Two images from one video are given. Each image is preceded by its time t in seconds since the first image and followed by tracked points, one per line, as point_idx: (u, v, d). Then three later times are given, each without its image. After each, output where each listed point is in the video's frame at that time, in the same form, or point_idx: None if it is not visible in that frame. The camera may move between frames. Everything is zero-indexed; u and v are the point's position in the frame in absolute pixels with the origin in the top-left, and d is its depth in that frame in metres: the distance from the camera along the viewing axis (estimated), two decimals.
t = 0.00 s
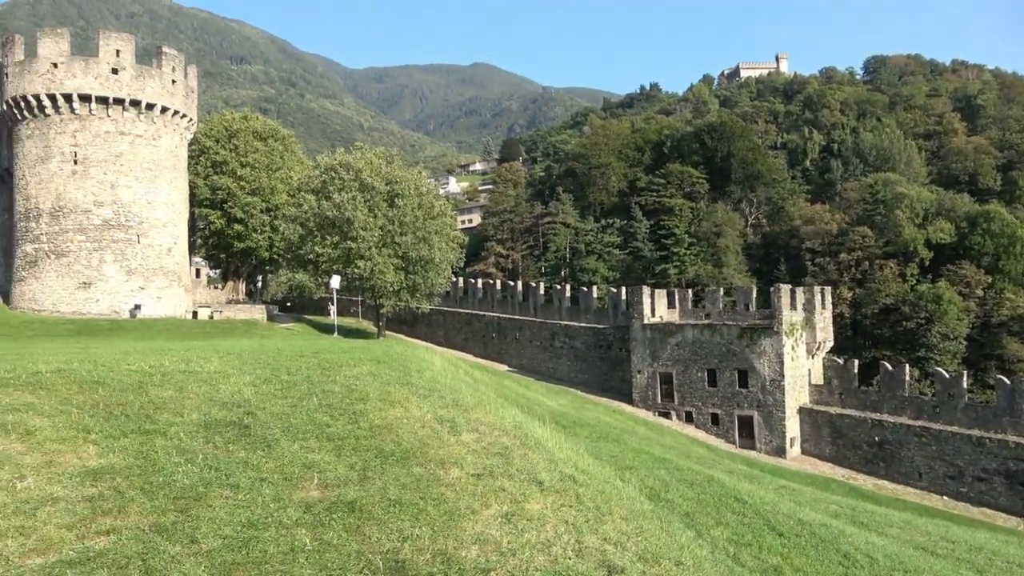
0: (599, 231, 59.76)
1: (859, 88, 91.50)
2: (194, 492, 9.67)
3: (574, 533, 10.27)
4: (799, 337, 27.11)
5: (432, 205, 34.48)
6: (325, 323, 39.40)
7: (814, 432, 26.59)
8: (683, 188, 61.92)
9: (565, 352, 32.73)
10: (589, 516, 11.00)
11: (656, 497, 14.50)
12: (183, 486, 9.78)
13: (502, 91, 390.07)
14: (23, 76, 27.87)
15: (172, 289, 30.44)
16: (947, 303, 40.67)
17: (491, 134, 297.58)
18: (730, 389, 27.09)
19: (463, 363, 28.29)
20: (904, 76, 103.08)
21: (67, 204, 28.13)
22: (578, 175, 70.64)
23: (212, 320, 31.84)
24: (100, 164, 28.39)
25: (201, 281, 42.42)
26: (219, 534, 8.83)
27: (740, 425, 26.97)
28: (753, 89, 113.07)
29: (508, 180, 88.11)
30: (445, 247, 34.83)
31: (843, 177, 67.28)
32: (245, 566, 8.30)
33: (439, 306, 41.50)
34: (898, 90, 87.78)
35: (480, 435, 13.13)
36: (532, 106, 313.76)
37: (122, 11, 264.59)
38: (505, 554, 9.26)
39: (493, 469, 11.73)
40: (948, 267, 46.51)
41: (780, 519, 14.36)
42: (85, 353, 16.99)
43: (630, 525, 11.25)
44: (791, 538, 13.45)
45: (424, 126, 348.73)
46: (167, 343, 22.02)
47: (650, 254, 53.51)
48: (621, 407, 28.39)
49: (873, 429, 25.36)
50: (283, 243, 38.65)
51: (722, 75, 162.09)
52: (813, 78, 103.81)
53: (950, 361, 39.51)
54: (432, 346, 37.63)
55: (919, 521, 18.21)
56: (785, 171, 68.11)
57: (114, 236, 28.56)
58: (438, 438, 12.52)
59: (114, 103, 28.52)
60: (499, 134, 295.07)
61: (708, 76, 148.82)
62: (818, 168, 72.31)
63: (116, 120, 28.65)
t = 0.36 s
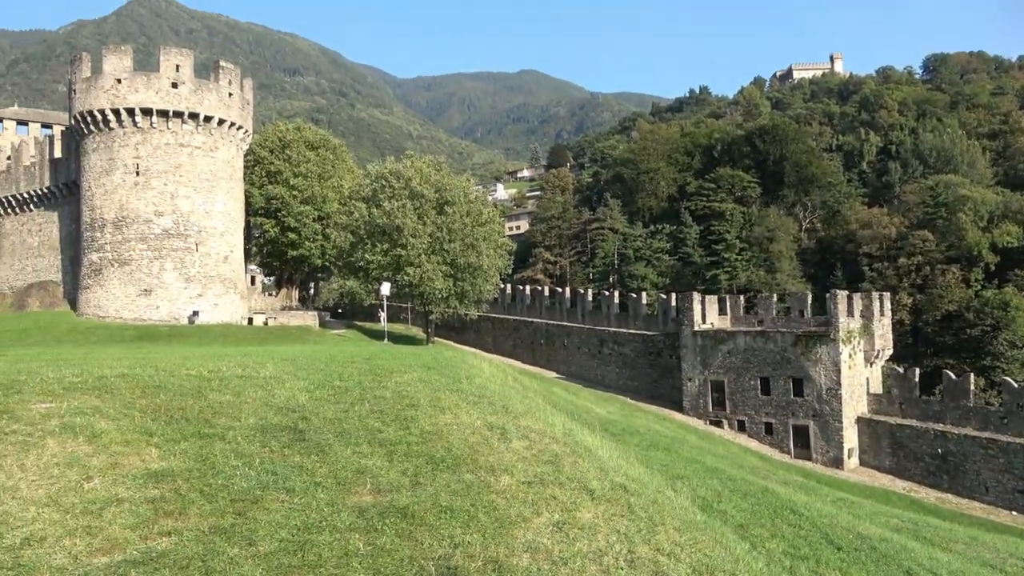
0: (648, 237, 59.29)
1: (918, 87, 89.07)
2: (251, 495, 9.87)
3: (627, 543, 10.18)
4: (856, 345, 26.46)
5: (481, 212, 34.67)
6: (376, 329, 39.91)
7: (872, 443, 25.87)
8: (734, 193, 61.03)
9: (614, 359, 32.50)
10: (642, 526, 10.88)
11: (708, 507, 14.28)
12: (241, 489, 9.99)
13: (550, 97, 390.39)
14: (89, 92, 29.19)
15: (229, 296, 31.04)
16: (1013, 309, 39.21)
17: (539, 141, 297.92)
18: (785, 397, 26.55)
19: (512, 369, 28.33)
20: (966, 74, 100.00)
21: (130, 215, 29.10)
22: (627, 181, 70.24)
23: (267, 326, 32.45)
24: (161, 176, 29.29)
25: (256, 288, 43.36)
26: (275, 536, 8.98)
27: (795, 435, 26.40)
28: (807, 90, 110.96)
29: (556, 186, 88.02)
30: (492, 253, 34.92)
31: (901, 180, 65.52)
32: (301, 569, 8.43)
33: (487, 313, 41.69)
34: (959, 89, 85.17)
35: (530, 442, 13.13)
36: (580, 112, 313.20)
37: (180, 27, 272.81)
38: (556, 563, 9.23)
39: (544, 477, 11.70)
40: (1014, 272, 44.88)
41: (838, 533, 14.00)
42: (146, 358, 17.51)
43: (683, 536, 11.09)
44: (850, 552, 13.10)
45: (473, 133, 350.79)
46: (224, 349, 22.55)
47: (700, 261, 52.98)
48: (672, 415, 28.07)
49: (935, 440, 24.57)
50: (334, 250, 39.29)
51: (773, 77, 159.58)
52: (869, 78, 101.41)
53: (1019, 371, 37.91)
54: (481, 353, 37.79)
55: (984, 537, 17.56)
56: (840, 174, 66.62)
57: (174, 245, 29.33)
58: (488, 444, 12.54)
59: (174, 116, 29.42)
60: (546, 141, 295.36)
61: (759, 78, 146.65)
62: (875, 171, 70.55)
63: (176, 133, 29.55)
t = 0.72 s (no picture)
0: (699, 242, 58.56)
1: (981, 85, 86.25)
2: (308, 498, 10.03)
3: (682, 553, 10.06)
4: (918, 352, 25.71)
5: (529, 219, 34.74)
6: (426, 335, 40.23)
7: (936, 454, 25.06)
8: (788, 196, 59.86)
9: (664, 365, 32.10)
10: (697, 536, 10.74)
11: (764, 518, 14.02)
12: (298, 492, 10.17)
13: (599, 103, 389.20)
14: (152, 106, 30.22)
15: (284, 303, 31.57)
16: None
17: (588, 146, 297.12)
18: (842, 406, 25.90)
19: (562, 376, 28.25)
20: None
21: (189, 224, 29.96)
22: (677, 185, 69.53)
23: (320, 331, 32.96)
24: (219, 186, 30.09)
25: (309, 294, 44.10)
26: (332, 539, 9.12)
27: (854, 445, 25.70)
28: (863, 90, 108.42)
29: (604, 192, 87.58)
30: (541, 259, 34.88)
31: (963, 181, 63.48)
32: (357, 573, 8.53)
33: (536, 319, 41.67)
34: None
35: (582, 449, 13.06)
36: (629, 116, 311.44)
37: (236, 41, 280.04)
38: (611, 572, 9.17)
39: (597, 484, 11.64)
40: None
41: (902, 547, 13.60)
42: (206, 363, 17.95)
43: (740, 547, 10.90)
44: (914, 567, 12.71)
45: (522, 140, 351.52)
46: (279, 354, 23.01)
47: (752, 265, 51.46)
48: (725, 423, 27.60)
49: (1003, 452, 23.69)
50: (385, 257, 39.73)
51: (828, 77, 156.07)
52: (929, 76, 98.61)
53: None
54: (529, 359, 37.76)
55: None
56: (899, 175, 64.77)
57: (231, 253, 30.07)
58: (540, 451, 12.53)
59: (231, 128, 30.22)
60: (595, 146, 294.26)
61: (813, 78, 143.59)
62: (936, 172, 68.50)
63: (233, 144, 30.32)
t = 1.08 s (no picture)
0: (748, 247, 57.70)
1: None
2: (358, 501, 10.13)
3: (734, 566, 9.90)
4: (979, 361, 24.88)
5: (576, 224, 34.64)
6: (472, 340, 40.39)
7: (998, 467, 24.20)
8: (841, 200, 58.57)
9: (713, 373, 31.63)
10: (750, 548, 10.55)
11: (817, 530, 13.71)
12: (348, 495, 10.28)
13: (646, 107, 386.69)
14: (208, 116, 31.05)
15: (334, 307, 32.00)
16: None
17: (635, 151, 295.31)
18: (899, 417, 25.21)
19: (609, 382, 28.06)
20: None
21: (243, 230, 30.63)
22: (725, 190, 68.65)
23: (369, 336, 33.31)
24: (271, 193, 30.71)
25: (357, 298, 44.66)
26: (381, 543, 9.20)
27: (911, 456, 24.96)
28: (921, 91, 105.60)
29: (652, 197, 86.95)
30: (588, 265, 34.71)
31: None
32: None
33: (581, 325, 41.56)
34: None
35: (630, 457, 12.93)
36: (677, 120, 308.56)
37: (288, 51, 285.94)
38: None
39: (645, 493, 11.51)
40: None
41: (964, 564, 13.15)
42: (259, 366, 18.30)
43: (794, 561, 10.66)
44: None
45: (568, 145, 351.21)
46: (329, 359, 23.33)
47: (804, 272, 50.59)
48: (776, 432, 27.08)
49: None
50: (432, 263, 40.04)
51: (883, 77, 152.27)
52: (990, 75, 95.56)
53: None
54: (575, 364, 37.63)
55: None
56: (959, 178, 62.84)
57: (283, 259, 30.63)
58: (588, 458, 12.46)
59: (283, 136, 30.85)
60: (642, 150, 292.24)
61: (868, 79, 140.23)
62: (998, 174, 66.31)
63: (285, 152, 30.93)
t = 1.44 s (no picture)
0: (796, 253, 56.70)
1: None
2: (404, 503, 10.22)
3: None
4: None
5: (620, 229, 34.46)
6: (516, 344, 40.42)
7: None
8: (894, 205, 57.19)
9: (760, 380, 31.12)
10: (801, 561, 10.38)
11: (871, 544, 13.40)
12: (395, 497, 10.36)
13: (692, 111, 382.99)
14: (258, 123, 31.71)
15: (380, 311, 32.28)
16: None
17: (681, 155, 292.66)
18: (955, 428, 24.51)
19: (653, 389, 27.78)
20: None
21: (291, 235, 31.16)
22: (773, 195, 67.70)
23: (413, 339, 33.55)
24: (319, 198, 31.19)
25: (402, 302, 45.06)
26: (427, 545, 9.26)
27: (967, 469, 24.25)
28: (978, 91, 102.59)
29: (698, 201, 86.01)
30: (632, 270, 34.49)
31: None
32: None
33: (625, 330, 41.30)
34: None
35: (677, 465, 12.80)
36: (723, 123, 304.92)
37: (335, 58, 290.61)
38: None
39: (693, 502, 11.38)
40: None
41: None
42: (307, 368, 18.58)
43: None
44: None
45: (613, 149, 349.71)
46: (374, 361, 23.56)
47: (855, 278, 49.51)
48: (825, 442, 26.53)
49: None
50: (475, 267, 40.20)
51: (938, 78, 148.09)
52: None
53: None
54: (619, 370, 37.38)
55: None
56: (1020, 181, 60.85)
57: (330, 263, 31.05)
58: (634, 465, 12.36)
59: (331, 142, 31.32)
60: (687, 154, 289.34)
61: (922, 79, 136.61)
62: None
63: (332, 158, 31.40)
